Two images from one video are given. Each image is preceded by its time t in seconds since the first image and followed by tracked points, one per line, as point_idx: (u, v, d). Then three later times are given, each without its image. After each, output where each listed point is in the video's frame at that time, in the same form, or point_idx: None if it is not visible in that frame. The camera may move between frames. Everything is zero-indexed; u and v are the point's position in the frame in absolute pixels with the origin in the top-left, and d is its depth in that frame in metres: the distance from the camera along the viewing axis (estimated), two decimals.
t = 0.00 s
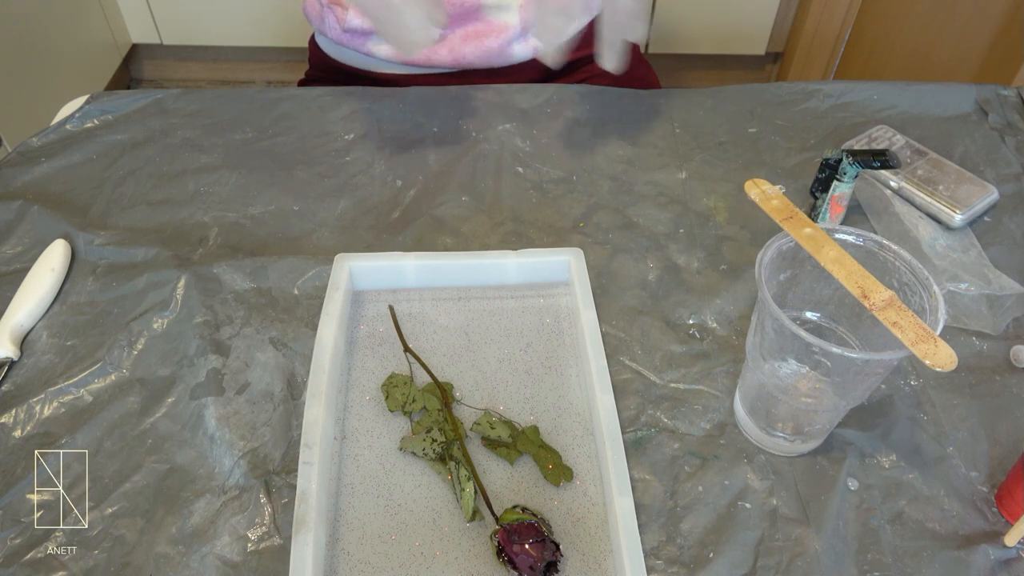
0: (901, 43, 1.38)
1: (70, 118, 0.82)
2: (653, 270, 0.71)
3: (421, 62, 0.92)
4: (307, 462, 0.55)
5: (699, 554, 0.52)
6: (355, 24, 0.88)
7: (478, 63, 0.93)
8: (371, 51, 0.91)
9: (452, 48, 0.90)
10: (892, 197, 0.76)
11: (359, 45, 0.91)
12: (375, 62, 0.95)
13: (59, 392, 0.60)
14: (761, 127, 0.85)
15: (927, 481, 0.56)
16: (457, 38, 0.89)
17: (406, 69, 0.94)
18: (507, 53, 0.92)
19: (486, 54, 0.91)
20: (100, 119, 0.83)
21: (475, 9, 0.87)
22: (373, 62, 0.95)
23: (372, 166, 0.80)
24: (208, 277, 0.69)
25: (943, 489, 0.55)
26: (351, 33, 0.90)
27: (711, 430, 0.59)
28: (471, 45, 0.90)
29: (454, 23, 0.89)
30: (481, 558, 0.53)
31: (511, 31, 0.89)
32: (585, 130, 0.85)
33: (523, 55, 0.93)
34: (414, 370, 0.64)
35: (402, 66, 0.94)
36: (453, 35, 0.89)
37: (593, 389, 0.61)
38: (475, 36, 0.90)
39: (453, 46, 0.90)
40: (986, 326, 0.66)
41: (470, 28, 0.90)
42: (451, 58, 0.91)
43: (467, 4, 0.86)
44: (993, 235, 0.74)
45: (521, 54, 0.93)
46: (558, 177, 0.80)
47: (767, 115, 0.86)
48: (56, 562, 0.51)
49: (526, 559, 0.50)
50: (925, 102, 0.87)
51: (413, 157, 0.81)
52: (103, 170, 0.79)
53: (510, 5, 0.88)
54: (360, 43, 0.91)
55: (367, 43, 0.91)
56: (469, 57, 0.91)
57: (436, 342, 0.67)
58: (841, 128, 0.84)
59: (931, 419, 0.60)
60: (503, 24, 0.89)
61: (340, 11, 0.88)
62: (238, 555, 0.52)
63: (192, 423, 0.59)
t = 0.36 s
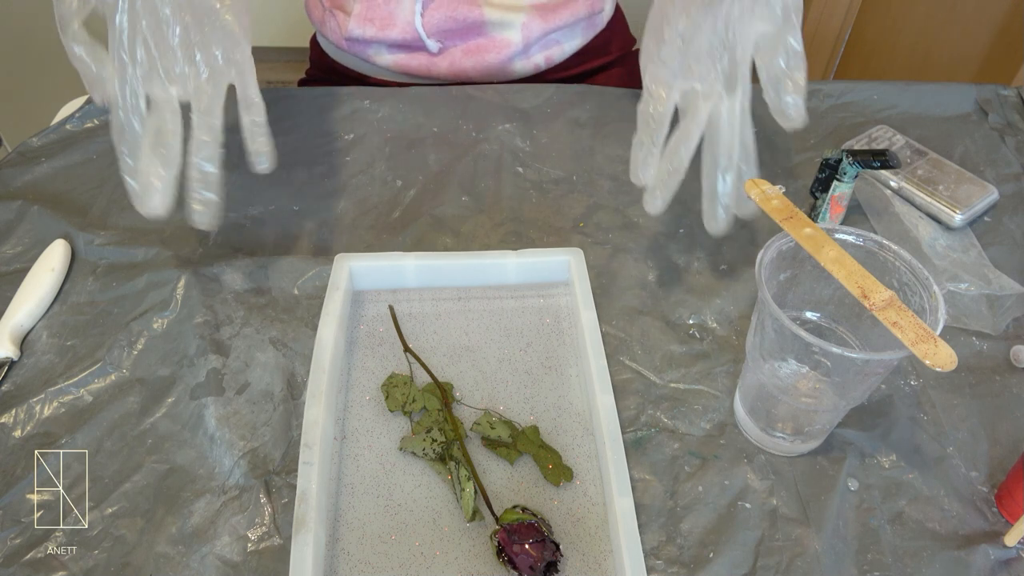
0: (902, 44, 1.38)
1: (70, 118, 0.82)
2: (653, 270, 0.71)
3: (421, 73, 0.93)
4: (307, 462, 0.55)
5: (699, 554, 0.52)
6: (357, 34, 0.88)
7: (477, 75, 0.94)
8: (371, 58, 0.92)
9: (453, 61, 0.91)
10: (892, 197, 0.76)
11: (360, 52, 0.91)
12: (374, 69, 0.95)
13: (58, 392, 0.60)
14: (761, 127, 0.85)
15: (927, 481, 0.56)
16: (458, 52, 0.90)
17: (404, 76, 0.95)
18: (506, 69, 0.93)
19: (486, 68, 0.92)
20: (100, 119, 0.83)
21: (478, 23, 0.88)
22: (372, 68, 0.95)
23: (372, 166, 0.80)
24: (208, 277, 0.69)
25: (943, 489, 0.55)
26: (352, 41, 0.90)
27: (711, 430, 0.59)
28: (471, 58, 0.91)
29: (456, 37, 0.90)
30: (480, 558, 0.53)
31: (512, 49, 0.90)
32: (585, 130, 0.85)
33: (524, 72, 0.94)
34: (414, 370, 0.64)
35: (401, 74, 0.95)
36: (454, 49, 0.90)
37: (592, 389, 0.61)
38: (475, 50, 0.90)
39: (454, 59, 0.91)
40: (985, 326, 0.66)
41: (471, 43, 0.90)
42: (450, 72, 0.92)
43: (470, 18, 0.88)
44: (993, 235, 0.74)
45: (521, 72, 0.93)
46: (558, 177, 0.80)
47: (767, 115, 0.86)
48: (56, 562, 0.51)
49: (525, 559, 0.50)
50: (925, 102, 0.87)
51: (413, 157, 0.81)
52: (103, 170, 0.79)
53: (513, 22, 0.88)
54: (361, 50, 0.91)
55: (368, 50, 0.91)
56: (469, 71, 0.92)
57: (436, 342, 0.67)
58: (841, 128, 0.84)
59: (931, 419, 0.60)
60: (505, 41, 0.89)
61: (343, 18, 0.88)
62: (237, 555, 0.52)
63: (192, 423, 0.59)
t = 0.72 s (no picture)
0: (902, 46, 1.38)
1: (70, 118, 0.82)
2: (653, 270, 0.71)
3: (424, 70, 0.95)
4: (307, 462, 0.55)
5: (699, 554, 0.52)
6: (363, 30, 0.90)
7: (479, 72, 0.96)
8: (375, 57, 0.94)
9: (455, 59, 0.93)
10: (892, 197, 0.76)
11: (364, 51, 0.93)
12: (377, 68, 0.96)
13: (59, 392, 0.60)
14: (761, 127, 0.85)
15: (927, 481, 0.56)
16: (460, 49, 0.93)
17: (408, 75, 0.97)
18: (508, 64, 0.95)
19: (488, 63, 0.94)
20: (100, 119, 0.83)
21: (482, 22, 0.91)
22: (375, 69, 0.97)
23: (372, 166, 0.80)
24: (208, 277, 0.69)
25: (943, 489, 0.55)
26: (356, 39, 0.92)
27: (711, 430, 0.59)
28: (473, 56, 0.94)
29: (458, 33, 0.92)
30: (481, 559, 0.53)
31: (515, 45, 0.93)
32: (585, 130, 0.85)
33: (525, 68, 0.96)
34: (414, 370, 0.64)
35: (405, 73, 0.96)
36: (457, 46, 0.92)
37: (593, 389, 0.61)
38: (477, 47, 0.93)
39: (456, 57, 0.93)
40: (986, 326, 0.66)
41: (473, 41, 0.93)
42: (453, 69, 0.94)
43: (475, 17, 0.91)
44: (993, 235, 0.74)
45: (522, 67, 0.96)
46: (558, 177, 0.80)
47: (767, 115, 0.86)
48: (56, 562, 0.51)
49: (526, 559, 0.50)
50: (925, 102, 0.87)
51: (413, 157, 0.81)
52: (103, 170, 0.79)
53: (516, 20, 0.92)
54: (365, 49, 0.93)
55: (371, 49, 0.93)
56: (471, 67, 0.94)
57: (436, 342, 0.67)
58: (841, 128, 0.84)
59: (932, 419, 0.60)
60: (507, 38, 0.93)
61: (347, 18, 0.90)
62: (237, 555, 0.52)
63: (193, 423, 0.59)
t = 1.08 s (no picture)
0: (902, 46, 1.38)
1: (70, 118, 0.82)
2: (653, 270, 0.71)
3: (428, 75, 0.95)
4: (307, 462, 0.55)
5: (699, 554, 0.52)
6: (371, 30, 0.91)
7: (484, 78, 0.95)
8: (381, 59, 0.94)
9: (462, 64, 0.93)
10: (892, 197, 0.76)
11: (370, 53, 0.94)
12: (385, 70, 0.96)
13: (59, 392, 0.60)
14: (761, 127, 0.85)
15: (927, 481, 0.56)
16: (467, 55, 0.92)
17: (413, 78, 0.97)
18: (515, 73, 0.94)
19: (493, 71, 0.93)
20: (100, 119, 0.83)
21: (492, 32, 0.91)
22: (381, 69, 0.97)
23: (372, 166, 0.80)
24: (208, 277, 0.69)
25: (943, 489, 0.55)
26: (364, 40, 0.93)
27: (711, 430, 0.59)
28: (480, 62, 0.93)
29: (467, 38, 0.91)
30: (481, 559, 0.53)
31: (522, 53, 0.92)
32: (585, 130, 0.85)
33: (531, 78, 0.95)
34: (414, 370, 0.64)
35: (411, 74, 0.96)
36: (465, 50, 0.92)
37: (593, 389, 0.61)
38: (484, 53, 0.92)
39: (463, 61, 0.93)
40: (986, 326, 0.66)
41: (482, 47, 0.92)
42: (458, 75, 0.94)
43: (485, 26, 0.90)
44: (993, 235, 0.74)
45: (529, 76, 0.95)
46: (558, 177, 0.80)
47: (767, 115, 0.86)
48: (56, 562, 0.51)
49: (526, 559, 0.50)
50: (925, 102, 0.87)
51: (413, 157, 0.81)
52: (102, 170, 0.79)
53: (527, 30, 0.91)
54: (371, 50, 0.94)
55: (377, 51, 0.93)
56: (476, 73, 0.93)
57: (436, 342, 0.66)
58: (841, 128, 0.84)
59: (932, 419, 0.60)
60: (516, 47, 0.92)
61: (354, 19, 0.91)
62: (237, 555, 0.52)
63: (193, 423, 0.59)
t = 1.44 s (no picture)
0: (902, 46, 1.39)
1: (70, 118, 0.82)
2: (653, 270, 0.71)
3: (456, 76, 0.93)
4: (307, 462, 0.55)
5: (699, 554, 0.52)
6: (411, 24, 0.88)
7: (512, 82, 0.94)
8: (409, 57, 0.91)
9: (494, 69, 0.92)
10: (892, 197, 0.76)
11: (400, 50, 0.90)
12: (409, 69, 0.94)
13: (59, 392, 0.60)
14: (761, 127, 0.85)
15: (927, 481, 0.56)
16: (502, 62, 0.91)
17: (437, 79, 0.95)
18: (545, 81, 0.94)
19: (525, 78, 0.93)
20: (100, 119, 0.83)
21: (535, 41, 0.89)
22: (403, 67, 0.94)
23: (372, 166, 0.80)
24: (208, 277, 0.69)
25: (943, 489, 0.55)
26: (399, 36, 0.89)
27: (712, 430, 0.59)
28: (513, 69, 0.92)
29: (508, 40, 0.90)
30: (480, 558, 0.53)
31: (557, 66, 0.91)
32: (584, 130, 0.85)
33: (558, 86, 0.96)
34: (414, 370, 0.64)
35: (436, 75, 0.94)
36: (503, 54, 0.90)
37: (593, 389, 0.61)
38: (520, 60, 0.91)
39: (497, 68, 0.92)
40: (985, 326, 0.66)
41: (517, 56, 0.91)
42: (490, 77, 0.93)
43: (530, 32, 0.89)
44: (993, 235, 0.74)
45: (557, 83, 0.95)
46: (558, 177, 0.80)
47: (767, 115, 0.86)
48: (56, 562, 0.51)
49: (525, 558, 0.50)
50: (925, 102, 0.87)
51: (413, 157, 0.81)
52: (103, 170, 0.79)
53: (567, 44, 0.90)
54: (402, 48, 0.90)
55: (408, 49, 0.91)
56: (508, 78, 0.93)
57: (436, 342, 0.66)
58: (841, 128, 0.84)
59: (931, 419, 0.60)
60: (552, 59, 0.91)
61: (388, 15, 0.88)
62: (237, 555, 0.52)
63: (193, 423, 0.59)
